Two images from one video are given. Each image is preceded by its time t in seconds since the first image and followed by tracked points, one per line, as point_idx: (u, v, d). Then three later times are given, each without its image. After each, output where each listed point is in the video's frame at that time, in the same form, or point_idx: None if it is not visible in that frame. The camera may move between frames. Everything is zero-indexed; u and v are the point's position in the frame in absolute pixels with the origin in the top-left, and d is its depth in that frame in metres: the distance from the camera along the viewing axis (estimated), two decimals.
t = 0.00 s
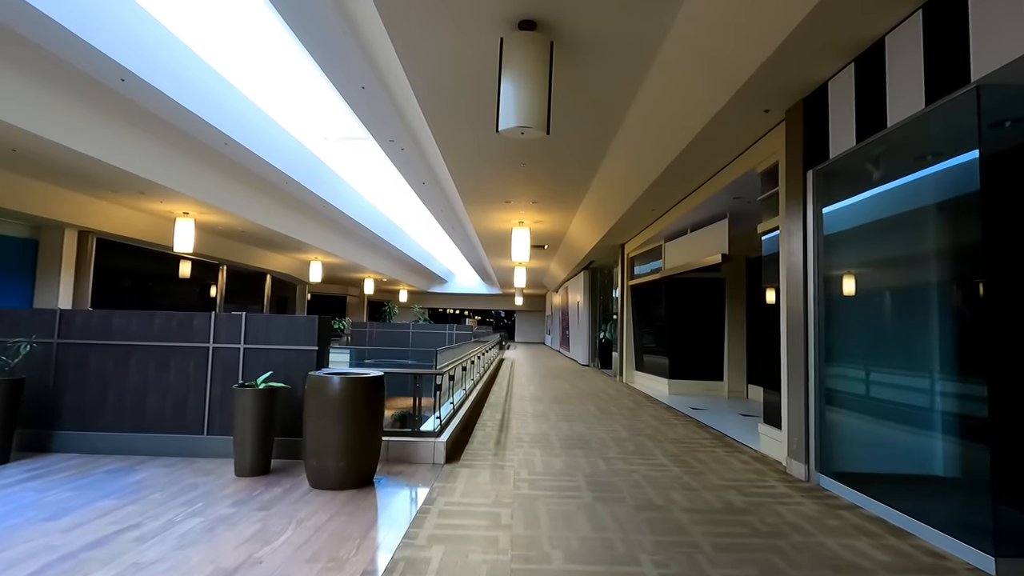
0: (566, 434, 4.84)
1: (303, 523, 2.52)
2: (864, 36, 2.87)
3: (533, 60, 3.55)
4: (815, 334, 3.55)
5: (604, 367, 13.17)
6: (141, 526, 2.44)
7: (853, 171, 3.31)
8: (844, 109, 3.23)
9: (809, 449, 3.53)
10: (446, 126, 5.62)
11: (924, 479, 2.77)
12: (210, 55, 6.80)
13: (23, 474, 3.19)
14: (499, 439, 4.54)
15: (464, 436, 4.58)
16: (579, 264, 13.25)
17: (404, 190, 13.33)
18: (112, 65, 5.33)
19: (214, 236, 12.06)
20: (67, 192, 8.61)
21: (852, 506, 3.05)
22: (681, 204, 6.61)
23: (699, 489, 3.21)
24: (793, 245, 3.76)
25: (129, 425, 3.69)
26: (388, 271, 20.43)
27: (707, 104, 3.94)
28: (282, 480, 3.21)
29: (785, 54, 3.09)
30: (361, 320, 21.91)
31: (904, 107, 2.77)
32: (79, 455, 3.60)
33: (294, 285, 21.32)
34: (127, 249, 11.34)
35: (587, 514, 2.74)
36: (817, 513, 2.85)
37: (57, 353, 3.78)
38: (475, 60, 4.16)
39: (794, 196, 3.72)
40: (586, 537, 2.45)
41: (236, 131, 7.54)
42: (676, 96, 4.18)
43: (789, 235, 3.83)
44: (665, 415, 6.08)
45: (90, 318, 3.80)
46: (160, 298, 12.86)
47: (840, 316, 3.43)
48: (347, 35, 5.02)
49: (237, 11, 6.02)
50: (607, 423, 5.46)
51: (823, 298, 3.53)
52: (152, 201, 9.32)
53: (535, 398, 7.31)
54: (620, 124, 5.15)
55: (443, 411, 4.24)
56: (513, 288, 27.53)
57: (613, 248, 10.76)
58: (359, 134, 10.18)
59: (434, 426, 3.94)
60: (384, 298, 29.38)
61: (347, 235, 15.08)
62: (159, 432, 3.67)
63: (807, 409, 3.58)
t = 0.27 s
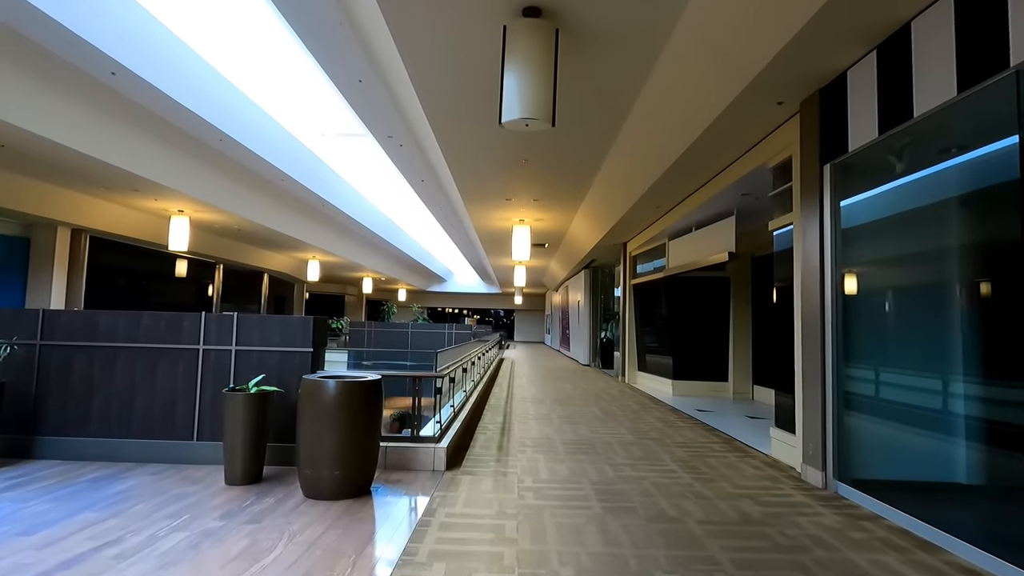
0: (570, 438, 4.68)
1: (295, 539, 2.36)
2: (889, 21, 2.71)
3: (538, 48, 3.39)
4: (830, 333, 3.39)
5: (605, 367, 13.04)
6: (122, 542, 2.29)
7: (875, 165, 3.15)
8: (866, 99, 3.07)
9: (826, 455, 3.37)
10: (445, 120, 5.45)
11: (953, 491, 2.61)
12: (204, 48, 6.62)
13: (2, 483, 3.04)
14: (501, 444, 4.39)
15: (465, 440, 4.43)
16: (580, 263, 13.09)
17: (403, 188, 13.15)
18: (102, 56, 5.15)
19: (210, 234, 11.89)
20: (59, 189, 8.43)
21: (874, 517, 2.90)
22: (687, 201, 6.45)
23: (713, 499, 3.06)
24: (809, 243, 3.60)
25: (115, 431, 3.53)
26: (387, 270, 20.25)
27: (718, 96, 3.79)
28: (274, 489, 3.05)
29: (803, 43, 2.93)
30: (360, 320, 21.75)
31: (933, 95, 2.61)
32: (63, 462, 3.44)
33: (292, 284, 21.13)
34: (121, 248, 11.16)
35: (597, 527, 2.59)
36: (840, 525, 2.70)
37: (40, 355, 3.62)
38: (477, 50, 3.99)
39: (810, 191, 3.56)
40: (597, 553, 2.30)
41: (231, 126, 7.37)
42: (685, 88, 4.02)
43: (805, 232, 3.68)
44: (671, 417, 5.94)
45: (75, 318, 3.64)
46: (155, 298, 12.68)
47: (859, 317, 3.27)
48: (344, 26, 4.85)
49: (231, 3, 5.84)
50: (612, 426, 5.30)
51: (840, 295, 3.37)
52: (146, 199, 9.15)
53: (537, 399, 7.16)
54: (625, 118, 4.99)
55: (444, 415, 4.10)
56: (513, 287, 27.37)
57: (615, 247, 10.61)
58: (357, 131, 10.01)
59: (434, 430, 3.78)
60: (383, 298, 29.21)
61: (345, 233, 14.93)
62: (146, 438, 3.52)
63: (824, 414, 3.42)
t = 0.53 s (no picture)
0: (571, 439, 4.52)
1: (281, 549, 2.20)
2: None
3: (540, 30, 3.22)
4: (844, 328, 3.23)
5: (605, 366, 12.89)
6: (94, 553, 2.12)
7: (895, 153, 2.99)
8: (886, 84, 2.91)
9: (841, 458, 3.21)
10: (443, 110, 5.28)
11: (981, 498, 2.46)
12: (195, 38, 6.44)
13: None
14: (500, 445, 4.23)
15: (463, 441, 4.28)
16: (579, 261, 12.93)
17: (400, 184, 12.98)
18: (87, 44, 4.96)
19: (204, 230, 11.70)
20: (47, 184, 8.23)
21: (895, 523, 2.76)
22: (690, 196, 6.31)
23: (725, 504, 2.90)
24: (823, 235, 3.44)
25: (95, 432, 3.37)
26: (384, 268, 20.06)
27: (727, 83, 3.63)
28: (261, 494, 2.89)
29: (822, 23, 2.77)
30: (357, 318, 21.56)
31: (962, 77, 2.45)
32: (40, 465, 3.28)
33: (288, 281, 20.92)
34: (113, 244, 10.96)
35: (604, 535, 2.43)
36: (861, 533, 2.55)
37: (17, 352, 3.45)
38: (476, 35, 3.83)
39: (823, 181, 3.41)
40: (605, 564, 2.14)
41: (223, 120, 7.20)
42: (692, 76, 3.87)
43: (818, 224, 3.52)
44: (675, 417, 5.78)
45: (54, 314, 3.48)
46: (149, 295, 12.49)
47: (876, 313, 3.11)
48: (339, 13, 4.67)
49: None
50: (614, 426, 5.14)
51: (855, 288, 3.20)
52: (137, 194, 8.96)
53: (537, 398, 7.01)
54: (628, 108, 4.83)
55: (441, 415, 3.94)
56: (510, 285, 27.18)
57: (616, 243, 10.46)
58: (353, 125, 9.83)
59: (431, 432, 3.62)
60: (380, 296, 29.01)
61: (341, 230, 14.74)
62: (128, 440, 3.35)
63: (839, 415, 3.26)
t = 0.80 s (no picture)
0: (570, 443, 4.36)
1: (258, 569, 2.03)
2: None
3: (539, 13, 3.05)
4: (857, 326, 3.06)
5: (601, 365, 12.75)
6: None
7: (913, 143, 2.82)
8: (905, 71, 2.75)
9: (855, 465, 3.04)
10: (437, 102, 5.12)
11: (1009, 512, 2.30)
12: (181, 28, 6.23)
13: None
14: (496, 450, 4.06)
15: (457, 446, 4.10)
16: (575, 259, 12.77)
17: (394, 181, 12.79)
18: (67, 33, 4.75)
19: (193, 228, 11.46)
20: (31, 180, 8.00)
21: (915, 536, 2.60)
22: (690, 192, 6.15)
23: (733, 515, 2.75)
24: (834, 230, 3.26)
25: (66, 439, 3.17)
26: (377, 266, 19.84)
27: (732, 73, 3.47)
28: (241, 506, 2.71)
29: (838, 7, 2.61)
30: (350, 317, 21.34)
31: (990, 61, 2.29)
32: (7, 475, 3.08)
33: (280, 280, 20.66)
34: (100, 242, 10.71)
35: (608, 551, 2.27)
36: (881, 547, 2.40)
37: None
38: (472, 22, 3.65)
39: (834, 175, 3.26)
40: None
41: (211, 114, 6.99)
42: (695, 66, 3.71)
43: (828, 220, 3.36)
44: (675, 419, 5.63)
45: (22, 314, 3.28)
46: (137, 294, 12.24)
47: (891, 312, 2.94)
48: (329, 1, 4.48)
49: None
50: (614, 429, 4.99)
51: (869, 284, 3.03)
52: (124, 190, 8.73)
53: (533, 400, 6.85)
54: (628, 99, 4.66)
55: (434, 420, 3.76)
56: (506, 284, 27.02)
57: (613, 241, 10.31)
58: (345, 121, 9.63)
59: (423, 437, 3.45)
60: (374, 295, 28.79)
61: (334, 228, 14.53)
62: (101, 447, 3.16)
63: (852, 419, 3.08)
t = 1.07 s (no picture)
0: (570, 446, 4.20)
1: None
2: None
3: None
4: (873, 323, 2.91)
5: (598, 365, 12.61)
6: None
7: (935, 130, 2.66)
8: (927, 54, 2.60)
9: (872, 470, 2.88)
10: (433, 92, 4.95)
11: None
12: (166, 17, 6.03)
13: None
14: (494, 454, 3.90)
15: (453, 450, 3.94)
16: (572, 257, 12.62)
17: (388, 178, 12.59)
18: (45, 19, 4.55)
19: (182, 225, 11.23)
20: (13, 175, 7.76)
21: (939, 545, 2.45)
22: (692, 187, 6.01)
23: (747, 523, 2.60)
24: (848, 223, 3.11)
25: (36, 446, 2.99)
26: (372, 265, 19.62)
27: (740, 60, 3.32)
28: (222, 517, 2.53)
29: None
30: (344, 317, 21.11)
31: None
32: None
33: (273, 279, 20.42)
34: (86, 240, 10.47)
35: (617, 565, 2.11)
36: (907, 559, 2.25)
37: None
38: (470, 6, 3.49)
39: (848, 166, 3.11)
40: None
41: (200, 107, 6.79)
42: (701, 53, 3.56)
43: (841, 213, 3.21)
44: (677, 420, 5.48)
45: None
46: (126, 293, 12.00)
47: (910, 308, 2.79)
48: None
49: None
50: (615, 430, 4.83)
51: (887, 279, 2.88)
52: (110, 186, 8.51)
53: (531, 400, 6.69)
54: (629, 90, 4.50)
55: (429, 422, 3.59)
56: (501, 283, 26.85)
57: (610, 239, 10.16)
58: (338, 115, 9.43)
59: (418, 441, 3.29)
60: (368, 294, 28.55)
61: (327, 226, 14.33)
62: (75, 453, 2.98)
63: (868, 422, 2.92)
